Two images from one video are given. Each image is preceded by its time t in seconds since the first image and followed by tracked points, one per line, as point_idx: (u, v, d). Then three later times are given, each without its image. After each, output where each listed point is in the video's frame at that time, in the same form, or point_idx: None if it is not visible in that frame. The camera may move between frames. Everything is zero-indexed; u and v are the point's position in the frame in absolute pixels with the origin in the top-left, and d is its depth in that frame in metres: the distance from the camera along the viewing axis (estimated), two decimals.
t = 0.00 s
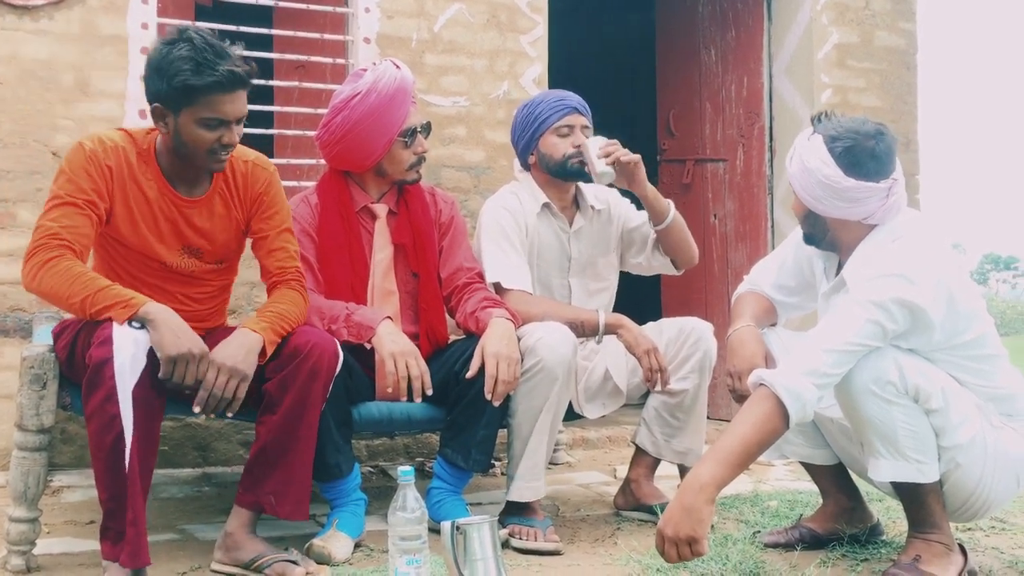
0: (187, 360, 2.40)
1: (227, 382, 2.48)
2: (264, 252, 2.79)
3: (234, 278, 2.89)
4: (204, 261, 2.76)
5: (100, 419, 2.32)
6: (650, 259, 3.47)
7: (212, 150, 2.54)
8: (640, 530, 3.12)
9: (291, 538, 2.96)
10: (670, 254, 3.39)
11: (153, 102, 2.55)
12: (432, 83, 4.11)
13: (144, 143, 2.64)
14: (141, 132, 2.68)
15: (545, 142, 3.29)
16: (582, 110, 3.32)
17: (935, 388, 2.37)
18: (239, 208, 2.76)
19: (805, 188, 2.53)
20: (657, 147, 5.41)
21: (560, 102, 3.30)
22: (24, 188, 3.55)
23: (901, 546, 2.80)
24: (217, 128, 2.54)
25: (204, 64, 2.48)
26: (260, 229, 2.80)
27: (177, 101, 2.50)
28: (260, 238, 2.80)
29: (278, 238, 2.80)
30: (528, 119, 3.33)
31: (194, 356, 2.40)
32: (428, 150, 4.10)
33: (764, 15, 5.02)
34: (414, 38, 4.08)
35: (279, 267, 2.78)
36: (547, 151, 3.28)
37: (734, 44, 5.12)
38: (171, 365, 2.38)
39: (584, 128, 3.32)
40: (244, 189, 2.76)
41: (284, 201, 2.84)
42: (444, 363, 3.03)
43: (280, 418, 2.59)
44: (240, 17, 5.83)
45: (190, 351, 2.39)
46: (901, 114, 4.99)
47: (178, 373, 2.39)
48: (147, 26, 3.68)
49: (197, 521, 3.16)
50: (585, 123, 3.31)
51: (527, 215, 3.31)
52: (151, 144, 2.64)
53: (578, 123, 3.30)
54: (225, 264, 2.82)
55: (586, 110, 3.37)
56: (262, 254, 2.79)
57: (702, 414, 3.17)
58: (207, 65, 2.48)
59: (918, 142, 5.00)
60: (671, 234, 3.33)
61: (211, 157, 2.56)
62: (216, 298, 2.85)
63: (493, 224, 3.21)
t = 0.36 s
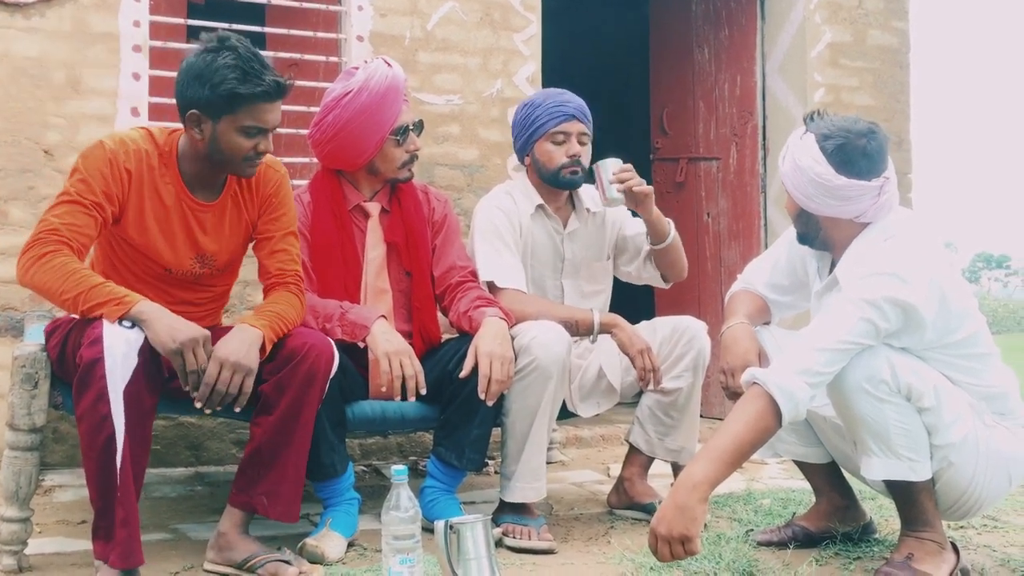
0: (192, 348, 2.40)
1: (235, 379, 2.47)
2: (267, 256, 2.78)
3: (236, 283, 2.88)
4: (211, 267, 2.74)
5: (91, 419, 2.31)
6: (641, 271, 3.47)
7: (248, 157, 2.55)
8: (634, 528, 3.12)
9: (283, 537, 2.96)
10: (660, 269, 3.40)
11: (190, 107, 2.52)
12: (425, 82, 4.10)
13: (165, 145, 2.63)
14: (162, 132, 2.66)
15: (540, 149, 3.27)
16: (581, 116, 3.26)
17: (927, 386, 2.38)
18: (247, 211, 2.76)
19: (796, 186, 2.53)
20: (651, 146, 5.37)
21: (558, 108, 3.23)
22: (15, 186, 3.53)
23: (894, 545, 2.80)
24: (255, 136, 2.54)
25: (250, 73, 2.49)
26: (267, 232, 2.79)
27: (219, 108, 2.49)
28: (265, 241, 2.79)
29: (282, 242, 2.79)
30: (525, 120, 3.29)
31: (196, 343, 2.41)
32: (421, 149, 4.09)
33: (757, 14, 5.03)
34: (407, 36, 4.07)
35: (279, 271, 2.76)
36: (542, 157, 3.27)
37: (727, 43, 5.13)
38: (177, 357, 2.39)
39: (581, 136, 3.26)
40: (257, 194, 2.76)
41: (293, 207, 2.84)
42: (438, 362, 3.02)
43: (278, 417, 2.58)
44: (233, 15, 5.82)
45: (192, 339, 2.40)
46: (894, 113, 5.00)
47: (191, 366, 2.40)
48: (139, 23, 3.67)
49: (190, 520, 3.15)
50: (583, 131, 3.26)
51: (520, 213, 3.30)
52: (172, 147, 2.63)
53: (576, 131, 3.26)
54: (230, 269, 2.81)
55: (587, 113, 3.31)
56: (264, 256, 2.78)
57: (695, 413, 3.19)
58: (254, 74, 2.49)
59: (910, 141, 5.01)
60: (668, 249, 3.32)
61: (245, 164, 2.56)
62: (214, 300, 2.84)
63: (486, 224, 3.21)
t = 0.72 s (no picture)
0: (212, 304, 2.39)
1: (242, 373, 2.50)
2: (256, 248, 2.77)
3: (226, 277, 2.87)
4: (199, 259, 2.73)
5: (74, 412, 2.30)
6: (635, 280, 3.41)
7: (248, 144, 2.56)
8: (629, 522, 3.13)
9: (278, 532, 2.96)
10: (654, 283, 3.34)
11: (184, 107, 2.50)
12: (421, 76, 4.09)
13: (148, 136, 2.61)
14: (145, 125, 2.65)
15: (529, 154, 3.25)
16: (569, 122, 3.18)
17: (922, 380, 2.38)
18: (234, 203, 2.75)
19: (793, 178, 2.53)
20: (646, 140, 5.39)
21: (544, 115, 3.17)
22: (9, 180, 3.52)
23: (889, 538, 2.81)
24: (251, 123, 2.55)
25: (242, 63, 2.50)
26: (255, 225, 2.78)
27: (216, 102, 2.48)
28: (254, 235, 2.78)
29: (271, 235, 2.78)
30: (518, 121, 3.26)
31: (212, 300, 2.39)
32: (417, 143, 4.08)
33: (753, 8, 5.02)
34: (403, 30, 4.06)
35: (268, 264, 2.76)
36: (531, 163, 3.25)
37: (723, 37, 5.12)
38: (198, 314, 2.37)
39: (570, 142, 3.21)
40: (244, 185, 2.75)
41: (281, 198, 2.83)
42: (434, 356, 3.02)
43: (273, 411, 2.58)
44: (228, 9, 5.80)
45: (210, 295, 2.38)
46: (889, 107, 5.00)
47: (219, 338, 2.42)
48: (134, 17, 3.65)
49: (185, 515, 3.15)
50: (572, 137, 3.20)
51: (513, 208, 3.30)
52: (155, 137, 2.61)
53: (565, 138, 3.20)
54: (219, 262, 2.79)
55: (581, 116, 3.22)
56: (254, 250, 2.77)
57: (691, 406, 3.18)
58: (245, 63, 2.51)
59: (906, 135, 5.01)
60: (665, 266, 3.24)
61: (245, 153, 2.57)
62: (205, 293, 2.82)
63: (479, 218, 3.21)
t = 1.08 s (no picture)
0: (224, 333, 2.42)
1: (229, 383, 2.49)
2: (248, 241, 2.77)
3: (217, 268, 2.86)
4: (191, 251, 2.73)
5: (71, 404, 2.30)
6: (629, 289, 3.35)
7: (238, 135, 2.55)
8: (624, 515, 3.14)
9: (274, 524, 2.96)
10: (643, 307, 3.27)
11: (173, 98, 2.49)
12: (417, 68, 4.09)
13: (138, 128, 2.61)
14: (133, 117, 2.65)
15: (520, 159, 3.19)
16: (561, 133, 3.08)
17: (916, 374, 2.39)
18: (225, 195, 2.74)
19: (795, 172, 2.51)
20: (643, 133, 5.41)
21: (534, 125, 3.08)
22: (4, 170, 3.51)
23: (882, 532, 2.82)
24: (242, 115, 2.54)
25: (231, 55, 2.49)
26: (248, 217, 2.78)
27: (205, 94, 2.48)
28: (246, 227, 2.78)
29: (263, 227, 2.78)
30: (511, 125, 3.18)
31: (226, 327, 2.42)
32: (413, 135, 4.08)
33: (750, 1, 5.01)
34: (399, 22, 4.05)
35: (259, 257, 2.75)
36: (523, 169, 3.19)
37: (720, 30, 5.11)
38: (210, 343, 2.40)
39: (561, 153, 3.13)
40: (236, 177, 2.75)
41: (273, 190, 2.83)
42: (430, 349, 3.02)
43: (269, 402, 2.58)
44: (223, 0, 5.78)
45: (222, 323, 2.42)
46: (885, 101, 5.01)
47: (215, 359, 2.42)
48: (129, 7, 3.64)
49: (180, 506, 3.15)
50: (564, 147, 3.11)
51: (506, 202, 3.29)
52: (145, 130, 2.60)
53: (556, 148, 3.12)
54: (210, 254, 2.79)
55: (575, 125, 3.12)
56: (245, 242, 2.77)
57: (686, 400, 3.21)
58: (235, 56, 2.49)
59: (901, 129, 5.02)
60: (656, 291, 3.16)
61: (235, 145, 2.57)
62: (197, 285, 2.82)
63: (471, 207, 3.23)
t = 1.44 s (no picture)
0: (224, 325, 2.42)
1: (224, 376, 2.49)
2: (246, 231, 2.76)
3: (216, 258, 2.86)
4: (190, 240, 2.72)
5: (69, 394, 2.29)
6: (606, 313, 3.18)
7: (225, 128, 2.54)
8: (622, 505, 3.14)
9: (272, 513, 2.97)
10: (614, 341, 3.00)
11: (164, 81, 2.49)
12: (416, 58, 4.07)
13: (135, 118, 2.61)
14: (132, 106, 2.64)
15: (529, 172, 3.01)
16: (579, 153, 2.91)
17: (917, 364, 2.39)
18: (224, 185, 2.74)
19: (820, 164, 2.51)
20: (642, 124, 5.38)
21: (552, 142, 2.90)
22: (2, 160, 3.50)
23: (879, 522, 2.83)
24: (232, 107, 2.52)
25: (226, 45, 2.46)
26: (246, 207, 2.77)
27: (195, 81, 2.46)
28: (244, 217, 2.77)
29: (260, 217, 2.77)
30: (524, 133, 2.99)
31: (226, 320, 2.42)
32: (411, 126, 4.07)
33: None
34: (398, 12, 4.04)
35: (258, 247, 2.74)
36: (532, 181, 3.02)
37: (719, 21, 5.09)
38: (210, 335, 2.40)
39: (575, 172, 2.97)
40: (235, 167, 2.74)
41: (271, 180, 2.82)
42: (427, 340, 3.02)
43: (268, 392, 2.58)
44: None
45: (223, 316, 2.42)
46: (884, 92, 5.00)
47: (214, 350, 2.42)
48: None
49: (179, 496, 3.15)
50: (579, 167, 2.95)
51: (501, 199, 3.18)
52: (142, 118, 2.60)
53: (570, 166, 2.95)
54: (209, 244, 2.78)
55: (593, 146, 2.95)
56: (243, 232, 2.76)
57: (690, 393, 3.23)
58: (229, 46, 2.47)
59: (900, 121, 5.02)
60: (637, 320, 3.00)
61: (223, 135, 2.55)
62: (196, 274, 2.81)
63: (472, 188, 3.17)
